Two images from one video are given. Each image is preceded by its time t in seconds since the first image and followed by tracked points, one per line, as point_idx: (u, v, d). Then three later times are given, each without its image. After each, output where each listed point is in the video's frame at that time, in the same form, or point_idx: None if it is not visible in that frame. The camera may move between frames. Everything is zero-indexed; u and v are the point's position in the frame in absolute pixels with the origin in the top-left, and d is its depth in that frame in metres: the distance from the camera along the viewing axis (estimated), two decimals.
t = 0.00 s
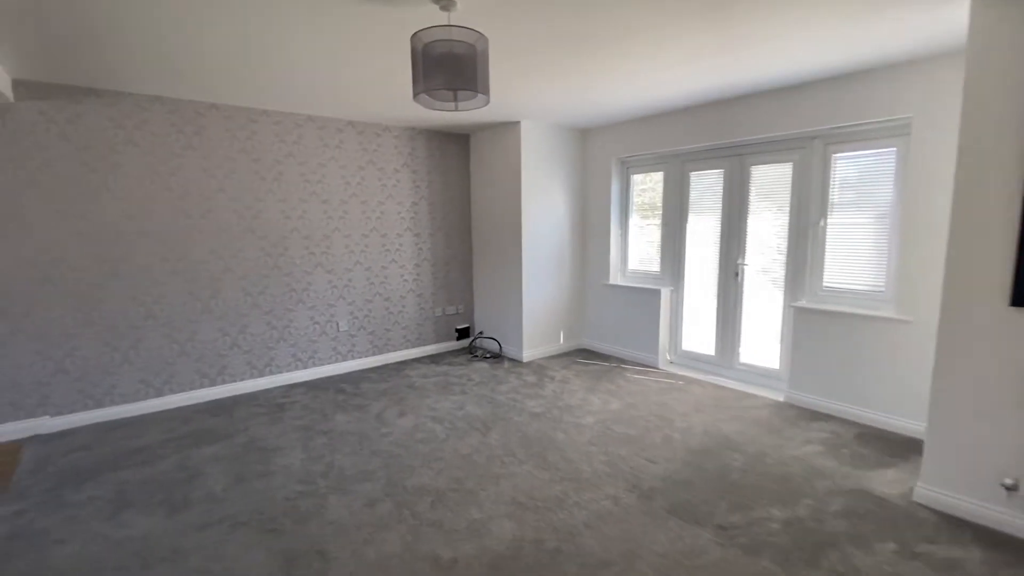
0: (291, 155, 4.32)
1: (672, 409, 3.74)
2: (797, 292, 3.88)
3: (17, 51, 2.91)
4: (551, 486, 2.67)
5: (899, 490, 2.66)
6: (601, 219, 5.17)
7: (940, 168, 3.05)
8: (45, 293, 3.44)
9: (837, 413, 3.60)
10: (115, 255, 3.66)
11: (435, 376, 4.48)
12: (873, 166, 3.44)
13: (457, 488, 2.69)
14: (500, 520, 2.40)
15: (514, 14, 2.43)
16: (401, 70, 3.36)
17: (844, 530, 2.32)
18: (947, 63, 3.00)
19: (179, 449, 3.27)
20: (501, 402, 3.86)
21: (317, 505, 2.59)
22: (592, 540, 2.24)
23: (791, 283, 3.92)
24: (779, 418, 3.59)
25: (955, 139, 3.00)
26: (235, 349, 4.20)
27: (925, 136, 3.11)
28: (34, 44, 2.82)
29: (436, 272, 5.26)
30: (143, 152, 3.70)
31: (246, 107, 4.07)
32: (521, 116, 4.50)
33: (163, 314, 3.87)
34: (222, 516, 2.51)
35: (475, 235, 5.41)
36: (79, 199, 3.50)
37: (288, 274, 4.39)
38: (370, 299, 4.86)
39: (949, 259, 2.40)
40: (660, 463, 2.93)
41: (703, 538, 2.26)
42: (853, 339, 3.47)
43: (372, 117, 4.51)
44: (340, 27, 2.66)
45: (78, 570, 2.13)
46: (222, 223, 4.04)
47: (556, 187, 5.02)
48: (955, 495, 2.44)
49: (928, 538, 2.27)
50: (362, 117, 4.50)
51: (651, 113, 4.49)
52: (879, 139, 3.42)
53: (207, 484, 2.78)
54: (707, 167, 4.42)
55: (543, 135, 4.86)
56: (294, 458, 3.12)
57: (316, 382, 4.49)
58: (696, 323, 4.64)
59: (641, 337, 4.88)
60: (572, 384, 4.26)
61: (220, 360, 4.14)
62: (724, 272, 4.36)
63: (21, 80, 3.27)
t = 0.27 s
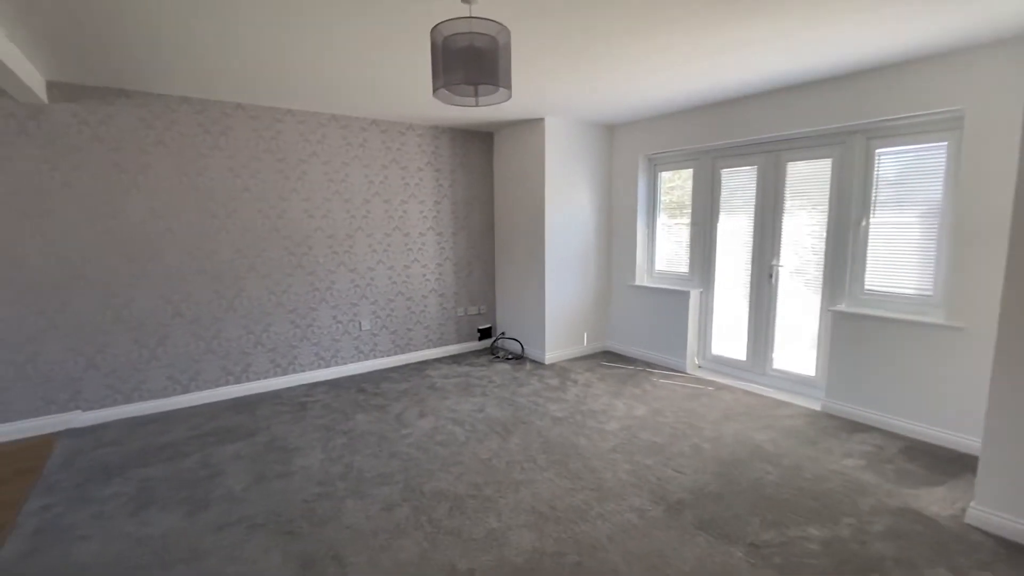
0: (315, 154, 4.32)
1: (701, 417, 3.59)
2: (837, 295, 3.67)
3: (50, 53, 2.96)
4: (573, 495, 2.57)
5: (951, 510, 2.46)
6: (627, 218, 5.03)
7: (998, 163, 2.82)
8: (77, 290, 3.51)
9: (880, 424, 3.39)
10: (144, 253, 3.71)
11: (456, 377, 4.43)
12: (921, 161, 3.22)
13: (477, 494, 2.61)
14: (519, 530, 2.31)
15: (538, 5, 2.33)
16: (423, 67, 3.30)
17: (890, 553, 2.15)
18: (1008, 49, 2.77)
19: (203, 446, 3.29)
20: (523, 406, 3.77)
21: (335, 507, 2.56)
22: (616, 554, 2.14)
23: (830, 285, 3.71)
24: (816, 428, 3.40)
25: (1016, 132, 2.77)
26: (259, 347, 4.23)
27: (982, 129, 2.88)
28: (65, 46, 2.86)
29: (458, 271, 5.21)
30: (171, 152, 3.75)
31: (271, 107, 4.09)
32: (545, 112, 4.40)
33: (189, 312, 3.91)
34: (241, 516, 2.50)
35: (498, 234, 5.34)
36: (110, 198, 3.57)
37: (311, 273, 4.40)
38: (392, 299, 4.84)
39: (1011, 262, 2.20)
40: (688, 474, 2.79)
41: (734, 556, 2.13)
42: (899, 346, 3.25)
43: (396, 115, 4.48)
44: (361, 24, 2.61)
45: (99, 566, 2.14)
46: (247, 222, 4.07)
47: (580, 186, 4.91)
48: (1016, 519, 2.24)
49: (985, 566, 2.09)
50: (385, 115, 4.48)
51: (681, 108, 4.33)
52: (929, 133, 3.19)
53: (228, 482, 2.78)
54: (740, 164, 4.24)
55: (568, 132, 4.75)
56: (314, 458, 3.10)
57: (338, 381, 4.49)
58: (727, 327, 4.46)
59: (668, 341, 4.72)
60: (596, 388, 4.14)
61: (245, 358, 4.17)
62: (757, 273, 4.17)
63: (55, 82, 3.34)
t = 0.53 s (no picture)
0: (341, 154, 4.33)
1: (733, 425, 3.43)
2: (881, 299, 3.46)
3: (86, 57, 3.03)
4: (597, 505, 2.48)
5: (1011, 535, 2.26)
6: (656, 217, 4.88)
7: None
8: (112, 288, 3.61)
9: (929, 437, 3.17)
10: (175, 252, 3.78)
11: (479, 378, 4.38)
12: (978, 156, 2.99)
13: (498, 500, 2.55)
14: (541, 540, 2.24)
15: None
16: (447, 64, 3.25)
17: None
18: None
19: (229, 443, 3.33)
20: (547, 409, 3.69)
21: (355, 509, 2.53)
22: (642, 570, 2.03)
23: (874, 288, 3.50)
24: (857, 440, 3.21)
25: None
26: (285, 345, 4.27)
27: None
28: (99, 49, 2.92)
29: (483, 271, 5.16)
30: (201, 153, 3.80)
31: (298, 107, 4.12)
32: (572, 109, 4.30)
33: (219, 310, 3.97)
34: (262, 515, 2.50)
35: (523, 234, 5.26)
36: (143, 197, 3.65)
37: (337, 272, 4.41)
38: (417, 298, 4.82)
39: None
40: (719, 486, 2.66)
41: None
42: (951, 354, 3.03)
43: (420, 114, 4.45)
44: (384, 20, 2.57)
45: (124, 562, 2.16)
46: (274, 221, 4.11)
47: (608, 184, 4.79)
48: None
49: None
50: (410, 114, 4.46)
51: (714, 102, 4.16)
52: (986, 126, 2.96)
53: (251, 481, 2.79)
54: (776, 161, 4.05)
55: (596, 129, 4.64)
56: (336, 458, 3.10)
57: (362, 380, 4.49)
58: (761, 331, 4.27)
59: (698, 344, 4.56)
60: (622, 392, 4.03)
61: (271, 355, 4.22)
62: (795, 275, 3.97)
63: (92, 85, 3.43)
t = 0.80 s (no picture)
0: (368, 153, 4.32)
1: (771, 436, 3.25)
2: (937, 304, 3.20)
3: (120, 60, 3.08)
4: (624, 518, 2.36)
5: None
6: (689, 216, 4.70)
7: None
8: (147, 286, 3.69)
9: (991, 455, 2.91)
10: (207, 251, 3.84)
11: (504, 380, 4.30)
12: None
13: (520, 509, 2.46)
14: (565, 554, 2.14)
15: None
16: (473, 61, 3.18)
17: None
18: None
19: (255, 441, 3.35)
20: (573, 414, 3.58)
21: (376, 512, 2.49)
22: None
23: (929, 293, 3.24)
24: (908, 456, 2.98)
25: None
26: (313, 344, 4.29)
27: None
28: (132, 51, 2.96)
29: (509, 271, 5.08)
30: (232, 153, 3.85)
31: (325, 107, 4.12)
32: (602, 105, 4.17)
33: (248, 308, 4.02)
34: (283, 515, 2.48)
35: (550, 234, 5.16)
36: (176, 197, 3.71)
37: (364, 272, 4.41)
38: (442, 298, 4.78)
39: None
40: (756, 502, 2.50)
41: None
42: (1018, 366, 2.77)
43: (447, 112, 4.40)
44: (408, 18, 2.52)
45: (147, 559, 2.17)
46: (302, 220, 4.13)
47: (639, 182, 4.63)
48: None
49: None
50: (437, 113, 4.42)
51: (752, 95, 3.96)
52: None
53: (274, 480, 2.79)
54: (820, 156, 3.82)
55: (626, 125, 4.50)
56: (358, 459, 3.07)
57: (387, 380, 4.48)
58: (802, 336, 4.05)
59: (734, 349, 4.36)
60: (652, 398, 3.88)
61: (299, 354, 4.24)
62: (839, 278, 3.73)
63: (129, 87, 3.51)
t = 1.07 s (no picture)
0: (397, 153, 4.29)
1: (817, 451, 3.03)
2: (1006, 312, 2.92)
3: (156, 63, 3.13)
4: (657, 537, 2.22)
5: None
6: (727, 216, 4.48)
7: None
8: (181, 284, 3.76)
9: None
10: (239, 250, 3.89)
11: (532, 384, 4.19)
12: None
13: (546, 522, 2.35)
14: (592, 573, 2.02)
15: None
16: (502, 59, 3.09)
17: None
18: None
19: (283, 440, 3.36)
20: (603, 421, 3.44)
21: (398, 519, 2.43)
22: None
23: (996, 299, 2.96)
24: (973, 478, 2.72)
25: None
26: (341, 343, 4.29)
27: None
28: (167, 54, 3.00)
29: (538, 272, 4.97)
30: (264, 153, 3.88)
31: (355, 107, 4.12)
32: (636, 99, 4.01)
33: (278, 307, 4.05)
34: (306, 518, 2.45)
35: (581, 233, 5.02)
36: (210, 197, 3.77)
37: (392, 272, 4.38)
38: (470, 299, 4.71)
39: None
40: (801, 524, 2.32)
41: None
42: None
43: (476, 110, 4.33)
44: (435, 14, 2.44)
45: (171, 558, 2.17)
46: (331, 220, 4.13)
47: (674, 180, 4.44)
48: None
49: None
50: (465, 111, 4.35)
51: (797, 87, 3.72)
52: None
53: (299, 481, 2.77)
54: (872, 151, 3.55)
55: (661, 121, 4.31)
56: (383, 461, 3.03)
57: (415, 381, 4.44)
58: (851, 343, 3.78)
59: (775, 356, 4.13)
60: (687, 407, 3.70)
61: (327, 353, 4.25)
62: (893, 282, 3.46)
63: (165, 90, 3.57)
